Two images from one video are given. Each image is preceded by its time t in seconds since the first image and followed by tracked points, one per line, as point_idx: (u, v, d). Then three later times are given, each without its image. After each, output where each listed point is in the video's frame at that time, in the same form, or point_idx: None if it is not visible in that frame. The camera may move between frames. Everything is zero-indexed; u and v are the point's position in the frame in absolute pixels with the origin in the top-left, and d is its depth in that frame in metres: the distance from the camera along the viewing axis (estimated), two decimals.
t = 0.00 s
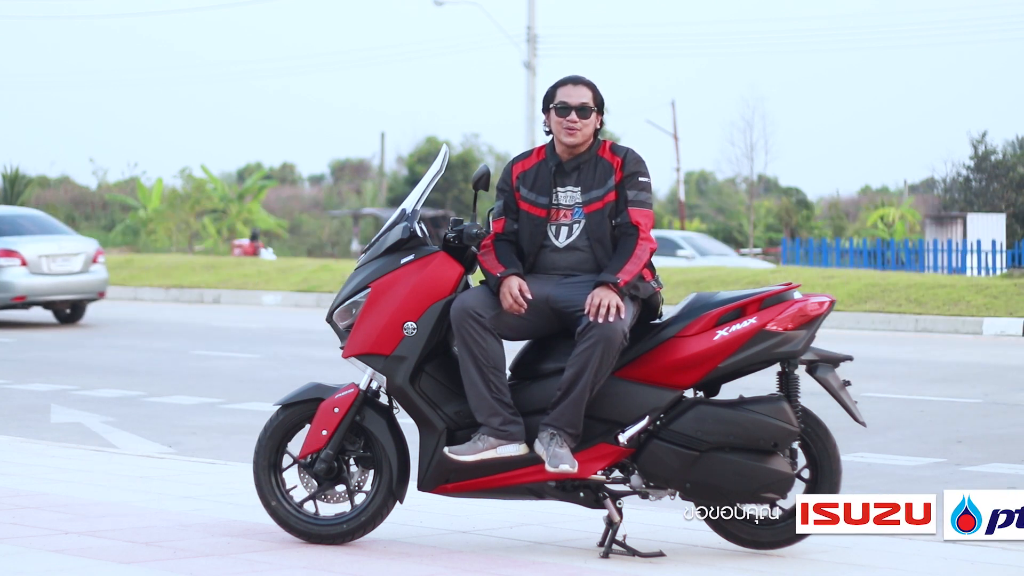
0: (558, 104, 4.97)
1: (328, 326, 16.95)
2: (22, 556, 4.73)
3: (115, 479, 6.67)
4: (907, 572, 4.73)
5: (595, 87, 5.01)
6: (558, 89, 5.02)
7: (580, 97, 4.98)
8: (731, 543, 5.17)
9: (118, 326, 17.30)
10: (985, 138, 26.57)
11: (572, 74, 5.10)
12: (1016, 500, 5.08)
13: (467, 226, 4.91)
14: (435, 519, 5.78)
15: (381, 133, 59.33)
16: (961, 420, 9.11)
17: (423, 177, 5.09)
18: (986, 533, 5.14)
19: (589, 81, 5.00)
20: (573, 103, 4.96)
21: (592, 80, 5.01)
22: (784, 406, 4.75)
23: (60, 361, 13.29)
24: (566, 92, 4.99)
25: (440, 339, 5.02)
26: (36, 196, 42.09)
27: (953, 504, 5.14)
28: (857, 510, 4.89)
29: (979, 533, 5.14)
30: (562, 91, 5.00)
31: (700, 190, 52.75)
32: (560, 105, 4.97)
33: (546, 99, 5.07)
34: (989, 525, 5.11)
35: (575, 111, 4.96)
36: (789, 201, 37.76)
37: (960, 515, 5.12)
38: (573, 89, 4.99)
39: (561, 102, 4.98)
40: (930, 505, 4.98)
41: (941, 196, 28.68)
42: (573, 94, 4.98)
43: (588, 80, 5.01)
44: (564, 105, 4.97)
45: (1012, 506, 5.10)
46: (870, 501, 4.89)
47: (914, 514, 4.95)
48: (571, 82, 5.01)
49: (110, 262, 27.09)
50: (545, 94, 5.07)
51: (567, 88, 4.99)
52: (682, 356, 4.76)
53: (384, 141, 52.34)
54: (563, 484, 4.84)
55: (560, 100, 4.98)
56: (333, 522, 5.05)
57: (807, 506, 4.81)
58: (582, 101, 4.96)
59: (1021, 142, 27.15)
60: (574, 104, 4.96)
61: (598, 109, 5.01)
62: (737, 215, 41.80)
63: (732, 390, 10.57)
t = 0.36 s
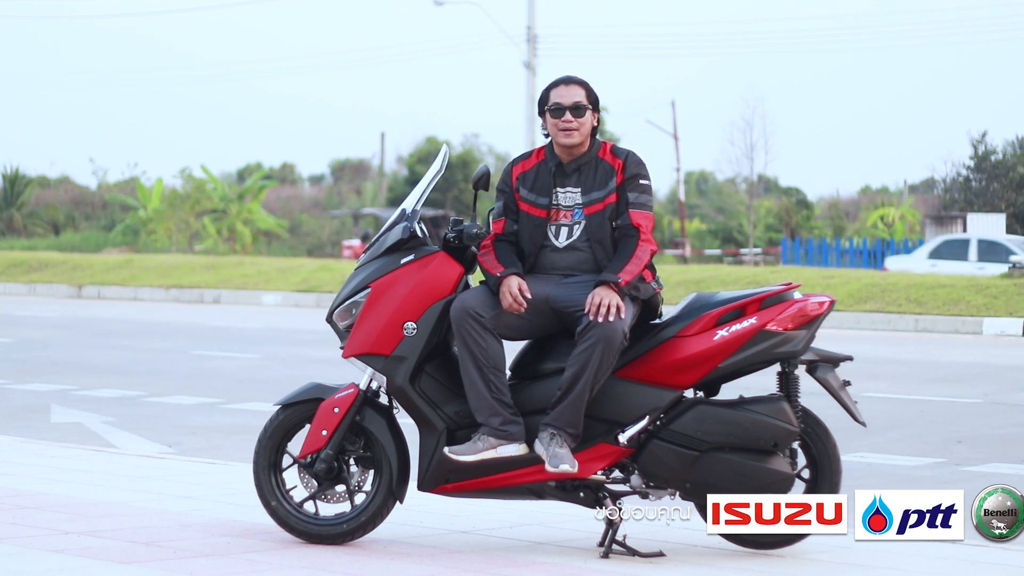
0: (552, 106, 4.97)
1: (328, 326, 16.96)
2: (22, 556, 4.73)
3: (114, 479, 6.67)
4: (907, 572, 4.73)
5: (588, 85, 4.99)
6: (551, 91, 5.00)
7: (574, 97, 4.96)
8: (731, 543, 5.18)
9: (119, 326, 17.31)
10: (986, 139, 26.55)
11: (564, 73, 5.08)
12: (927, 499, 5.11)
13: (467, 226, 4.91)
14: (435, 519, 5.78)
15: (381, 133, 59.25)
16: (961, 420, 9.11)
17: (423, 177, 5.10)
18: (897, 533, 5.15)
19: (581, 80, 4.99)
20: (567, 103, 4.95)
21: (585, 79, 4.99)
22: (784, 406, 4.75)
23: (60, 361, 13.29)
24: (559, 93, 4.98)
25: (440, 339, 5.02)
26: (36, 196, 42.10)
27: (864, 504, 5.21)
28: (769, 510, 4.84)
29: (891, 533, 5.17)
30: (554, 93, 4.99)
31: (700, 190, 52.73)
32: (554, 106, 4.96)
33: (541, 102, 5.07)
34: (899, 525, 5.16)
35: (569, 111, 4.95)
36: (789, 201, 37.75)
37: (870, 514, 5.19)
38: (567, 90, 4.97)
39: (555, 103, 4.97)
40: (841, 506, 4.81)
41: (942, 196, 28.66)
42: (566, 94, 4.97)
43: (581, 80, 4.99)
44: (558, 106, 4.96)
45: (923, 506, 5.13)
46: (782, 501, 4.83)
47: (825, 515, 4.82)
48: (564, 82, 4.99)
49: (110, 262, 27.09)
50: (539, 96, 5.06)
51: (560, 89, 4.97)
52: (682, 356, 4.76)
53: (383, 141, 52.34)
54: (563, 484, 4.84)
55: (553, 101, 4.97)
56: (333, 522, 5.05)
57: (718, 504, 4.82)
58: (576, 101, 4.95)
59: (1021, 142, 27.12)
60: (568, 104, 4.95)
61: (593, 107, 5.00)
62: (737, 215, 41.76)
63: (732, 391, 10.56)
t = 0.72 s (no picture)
0: (551, 106, 4.97)
1: (328, 325, 16.96)
2: (22, 556, 4.73)
3: (114, 479, 6.67)
4: (908, 572, 4.73)
5: (587, 85, 4.99)
6: (549, 92, 5.01)
7: (572, 96, 4.97)
8: (731, 543, 5.18)
9: (119, 326, 17.31)
10: (985, 139, 26.55)
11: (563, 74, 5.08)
12: (837, 498, 4.84)
13: (467, 226, 4.91)
14: (435, 520, 5.77)
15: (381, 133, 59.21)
16: (960, 420, 9.11)
17: (423, 177, 5.10)
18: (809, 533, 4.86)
19: (580, 80, 4.99)
20: (565, 103, 4.96)
21: (583, 79, 4.99)
22: (784, 406, 4.75)
23: (60, 361, 13.29)
24: (557, 93, 4.98)
25: (440, 340, 5.02)
26: (35, 196, 42.08)
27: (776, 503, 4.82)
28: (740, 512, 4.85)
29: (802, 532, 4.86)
30: (552, 93, 4.99)
31: (700, 190, 52.74)
32: (552, 106, 4.97)
33: (540, 102, 5.07)
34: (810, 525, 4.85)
35: (568, 111, 4.96)
36: (789, 201, 37.78)
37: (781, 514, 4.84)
38: (565, 89, 4.98)
39: (554, 103, 4.97)
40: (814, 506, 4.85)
41: (941, 196, 28.68)
42: (564, 94, 4.97)
43: (579, 79, 5.00)
44: (556, 106, 4.96)
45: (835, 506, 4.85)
46: (692, 501, 4.82)
47: (736, 514, 4.83)
48: (562, 82, 4.99)
49: (110, 262, 27.09)
50: (538, 97, 5.07)
51: (558, 89, 4.98)
52: (682, 356, 4.76)
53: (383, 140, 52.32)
54: (563, 485, 4.84)
55: (552, 100, 4.98)
56: (333, 522, 5.05)
57: (627, 502, 4.81)
58: (574, 101, 4.96)
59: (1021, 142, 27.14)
60: (566, 104, 4.95)
61: (592, 107, 5.00)
62: (737, 215, 41.76)
63: (732, 390, 10.57)
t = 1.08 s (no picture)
0: (553, 113, 4.92)
1: (328, 325, 16.96)
2: (22, 556, 4.73)
3: (114, 478, 6.68)
4: (907, 572, 4.74)
5: (589, 89, 4.94)
6: (551, 97, 4.95)
7: (574, 104, 4.91)
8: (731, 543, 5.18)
9: (119, 326, 17.31)
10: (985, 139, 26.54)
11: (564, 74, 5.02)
12: (748, 498, 4.81)
13: (467, 226, 4.92)
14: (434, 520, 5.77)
15: (381, 133, 59.22)
16: (961, 420, 9.11)
17: (423, 177, 5.10)
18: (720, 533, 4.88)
19: (582, 84, 4.94)
20: (567, 110, 4.90)
21: (585, 83, 4.94)
22: (784, 406, 4.75)
23: (61, 361, 13.29)
24: (559, 99, 4.92)
25: (440, 340, 5.02)
26: (35, 197, 42.08)
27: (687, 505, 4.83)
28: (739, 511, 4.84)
29: (713, 532, 4.88)
30: (554, 98, 4.94)
31: (700, 190, 52.74)
32: (554, 112, 4.92)
33: (541, 105, 5.02)
34: (721, 526, 4.86)
35: (570, 118, 4.91)
36: (789, 200, 37.81)
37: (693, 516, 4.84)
38: (567, 95, 4.92)
39: (555, 109, 4.93)
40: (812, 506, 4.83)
41: (941, 196, 28.68)
42: (566, 100, 4.92)
43: (581, 83, 4.94)
44: (559, 112, 4.91)
45: (746, 506, 4.83)
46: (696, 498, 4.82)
47: (647, 515, 4.81)
48: (564, 87, 4.93)
49: (110, 262, 27.09)
50: (539, 99, 5.02)
51: (560, 95, 4.92)
52: (683, 355, 4.76)
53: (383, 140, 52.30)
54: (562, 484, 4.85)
55: (554, 107, 4.93)
56: (333, 521, 5.05)
57: (537, 503, 4.86)
58: (576, 107, 4.91)
59: (1022, 142, 27.14)
60: (568, 111, 4.90)
61: (593, 111, 4.96)
62: (737, 215, 41.74)
63: (732, 391, 10.57)
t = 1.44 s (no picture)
0: (557, 111, 4.89)
1: (328, 325, 16.96)
2: (23, 556, 4.73)
3: (114, 478, 6.67)
4: (907, 572, 4.74)
5: (594, 90, 4.91)
6: (556, 95, 4.92)
7: (579, 103, 4.88)
8: (731, 543, 5.17)
9: (119, 326, 17.31)
10: (985, 139, 26.51)
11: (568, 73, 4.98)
12: (659, 498, 4.82)
13: (467, 226, 4.92)
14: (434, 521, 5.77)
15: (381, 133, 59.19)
16: (961, 420, 9.11)
17: (423, 177, 5.10)
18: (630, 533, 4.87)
19: (587, 84, 4.90)
20: (573, 109, 4.88)
21: (589, 83, 4.91)
22: (784, 406, 4.75)
23: (61, 361, 13.29)
24: (564, 98, 4.89)
25: (440, 340, 5.02)
26: (35, 197, 42.08)
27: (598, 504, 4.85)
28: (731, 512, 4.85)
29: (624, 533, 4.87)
30: (558, 97, 4.91)
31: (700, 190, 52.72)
32: (558, 111, 4.89)
33: (545, 103, 4.99)
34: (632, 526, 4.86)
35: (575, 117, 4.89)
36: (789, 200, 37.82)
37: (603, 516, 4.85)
38: (572, 95, 4.89)
39: (560, 109, 4.89)
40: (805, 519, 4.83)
41: (941, 196, 28.66)
42: (571, 100, 4.88)
43: (585, 83, 4.91)
44: (563, 111, 4.89)
45: (657, 505, 4.83)
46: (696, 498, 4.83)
47: (558, 515, 4.94)
48: (569, 86, 4.90)
49: (110, 262, 27.10)
50: (543, 98, 4.98)
51: (564, 95, 4.89)
52: (683, 355, 4.76)
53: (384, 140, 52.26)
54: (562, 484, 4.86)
55: (559, 105, 4.90)
56: (333, 522, 5.05)
57: (450, 503, 4.98)
58: (581, 107, 4.88)
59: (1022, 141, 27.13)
60: (573, 110, 4.88)
61: (597, 111, 4.94)
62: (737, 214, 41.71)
63: (731, 391, 10.57)
